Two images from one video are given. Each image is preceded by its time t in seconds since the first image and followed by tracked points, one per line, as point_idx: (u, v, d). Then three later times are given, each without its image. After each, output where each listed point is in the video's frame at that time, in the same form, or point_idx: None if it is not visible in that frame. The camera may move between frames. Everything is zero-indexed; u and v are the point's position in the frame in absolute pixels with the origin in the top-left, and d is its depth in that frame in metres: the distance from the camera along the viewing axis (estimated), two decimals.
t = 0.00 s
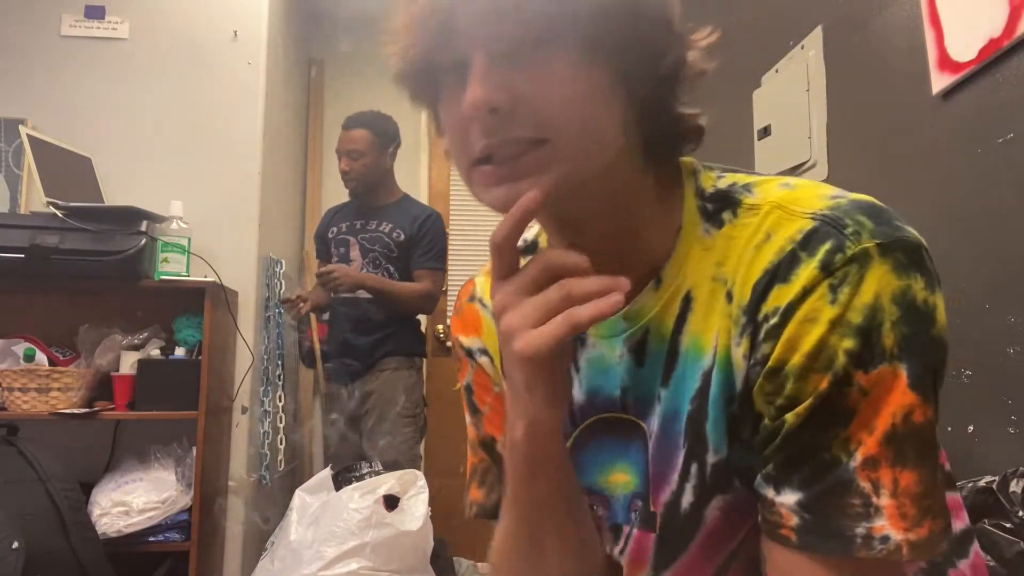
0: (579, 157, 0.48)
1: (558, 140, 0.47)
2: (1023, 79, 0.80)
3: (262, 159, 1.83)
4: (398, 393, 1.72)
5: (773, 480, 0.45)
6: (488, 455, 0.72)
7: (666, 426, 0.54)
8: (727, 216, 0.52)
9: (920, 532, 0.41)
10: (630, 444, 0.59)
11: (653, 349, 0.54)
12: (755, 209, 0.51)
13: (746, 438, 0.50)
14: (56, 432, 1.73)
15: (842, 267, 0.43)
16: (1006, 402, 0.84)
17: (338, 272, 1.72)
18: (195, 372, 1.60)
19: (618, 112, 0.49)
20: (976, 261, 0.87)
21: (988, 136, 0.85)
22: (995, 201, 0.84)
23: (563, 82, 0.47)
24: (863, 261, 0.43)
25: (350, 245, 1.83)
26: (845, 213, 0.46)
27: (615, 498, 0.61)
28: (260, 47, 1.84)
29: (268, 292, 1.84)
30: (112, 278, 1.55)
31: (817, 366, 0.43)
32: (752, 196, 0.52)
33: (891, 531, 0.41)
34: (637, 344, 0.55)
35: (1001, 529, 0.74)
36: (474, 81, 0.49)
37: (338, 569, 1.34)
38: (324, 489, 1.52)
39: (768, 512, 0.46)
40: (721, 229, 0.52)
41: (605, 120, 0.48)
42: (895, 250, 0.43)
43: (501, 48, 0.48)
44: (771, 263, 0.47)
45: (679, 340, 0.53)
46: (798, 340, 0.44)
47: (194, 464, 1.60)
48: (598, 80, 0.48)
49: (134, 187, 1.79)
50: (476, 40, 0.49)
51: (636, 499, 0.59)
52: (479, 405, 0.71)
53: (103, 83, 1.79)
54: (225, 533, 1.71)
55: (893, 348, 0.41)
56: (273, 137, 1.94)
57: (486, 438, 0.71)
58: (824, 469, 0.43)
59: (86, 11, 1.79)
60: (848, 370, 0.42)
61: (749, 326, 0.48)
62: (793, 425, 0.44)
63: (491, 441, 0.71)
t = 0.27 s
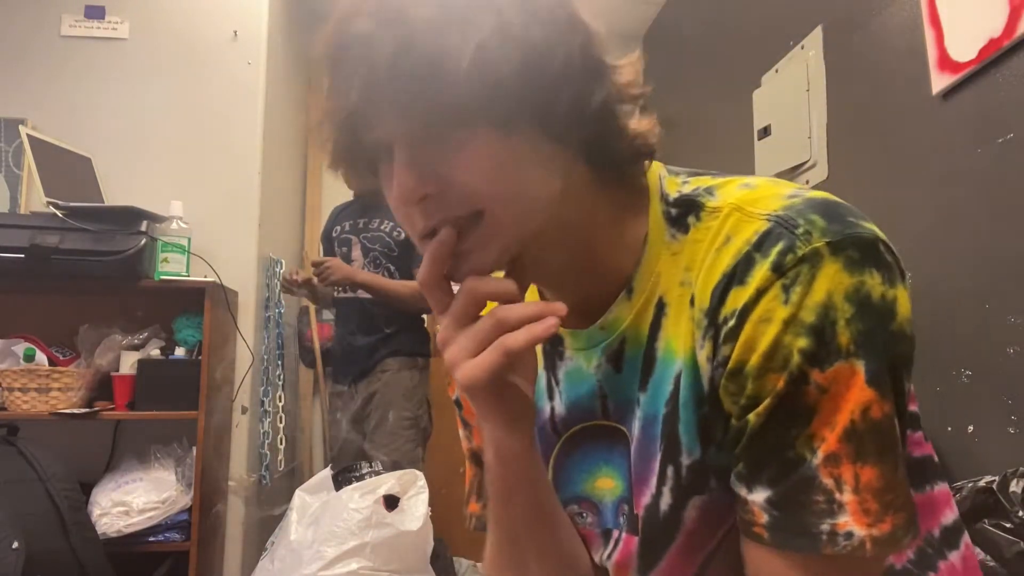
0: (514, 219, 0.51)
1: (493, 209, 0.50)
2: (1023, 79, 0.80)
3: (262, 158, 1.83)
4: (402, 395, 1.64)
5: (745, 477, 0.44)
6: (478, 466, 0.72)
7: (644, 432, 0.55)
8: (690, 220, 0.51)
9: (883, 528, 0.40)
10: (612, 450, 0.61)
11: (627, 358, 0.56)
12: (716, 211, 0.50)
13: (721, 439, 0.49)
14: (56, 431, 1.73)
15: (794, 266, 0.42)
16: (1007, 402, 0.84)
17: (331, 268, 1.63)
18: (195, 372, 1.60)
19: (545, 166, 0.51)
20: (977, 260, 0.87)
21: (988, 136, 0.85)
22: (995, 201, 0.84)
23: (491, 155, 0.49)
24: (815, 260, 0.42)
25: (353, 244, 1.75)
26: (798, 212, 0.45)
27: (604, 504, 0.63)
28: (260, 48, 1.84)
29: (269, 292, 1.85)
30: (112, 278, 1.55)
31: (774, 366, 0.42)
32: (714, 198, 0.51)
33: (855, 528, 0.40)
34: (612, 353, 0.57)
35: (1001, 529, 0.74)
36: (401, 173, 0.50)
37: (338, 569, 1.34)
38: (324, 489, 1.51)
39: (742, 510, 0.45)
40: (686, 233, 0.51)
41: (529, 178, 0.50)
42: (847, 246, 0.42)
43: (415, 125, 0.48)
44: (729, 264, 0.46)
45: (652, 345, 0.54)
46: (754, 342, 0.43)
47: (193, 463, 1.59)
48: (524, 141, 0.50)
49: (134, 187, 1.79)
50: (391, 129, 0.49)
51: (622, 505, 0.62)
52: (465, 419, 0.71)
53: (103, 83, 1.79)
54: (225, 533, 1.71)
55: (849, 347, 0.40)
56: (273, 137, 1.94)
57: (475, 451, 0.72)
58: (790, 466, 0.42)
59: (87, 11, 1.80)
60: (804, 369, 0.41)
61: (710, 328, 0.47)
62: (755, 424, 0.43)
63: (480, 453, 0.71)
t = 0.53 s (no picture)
0: (531, 225, 0.50)
1: (509, 215, 0.49)
2: (1022, 79, 0.80)
3: (262, 158, 1.83)
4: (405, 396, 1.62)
5: (751, 478, 0.44)
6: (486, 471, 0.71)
7: (651, 433, 0.54)
8: (698, 223, 0.51)
9: (891, 529, 0.40)
10: (618, 450, 0.60)
11: (633, 359, 0.54)
12: (724, 214, 0.50)
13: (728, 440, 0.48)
14: (57, 431, 1.73)
15: (804, 269, 0.42)
16: (1007, 402, 0.84)
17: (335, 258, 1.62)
18: (195, 372, 1.60)
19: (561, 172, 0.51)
20: (977, 260, 0.87)
21: (988, 135, 0.85)
22: (995, 200, 0.84)
23: (504, 162, 0.48)
24: (826, 263, 0.41)
25: (359, 242, 1.75)
26: (808, 215, 0.44)
27: (614, 504, 0.62)
28: (260, 48, 1.84)
29: (269, 292, 1.86)
30: (112, 278, 1.55)
31: (784, 368, 0.42)
32: (721, 201, 0.51)
33: (863, 529, 0.40)
34: (618, 355, 0.55)
35: (1001, 530, 0.74)
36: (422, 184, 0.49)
37: (338, 569, 1.34)
38: (324, 489, 1.51)
39: (748, 510, 0.44)
40: (693, 236, 0.51)
41: (547, 182, 0.50)
42: (857, 249, 0.41)
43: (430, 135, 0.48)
44: (739, 268, 0.46)
45: (658, 348, 0.52)
46: (764, 345, 0.42)
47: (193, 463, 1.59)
48: (539, 151, 0.50)
49: (134, 186, 1.79)
50: (406, 137, 0.49)
51: (632, 504, 0.60)
52: (470, 421, 0.70)
53: (102, 83, 1.79)
54: (225, 533, 1.71)
55: (859, 350, 0.40)
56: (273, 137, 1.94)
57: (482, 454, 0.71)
58: (796, 468, 0.42)
59: (87, 11, 1.80)
60: (814, 371, 0.41)
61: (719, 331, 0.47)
62: (763, 426, 0.42)
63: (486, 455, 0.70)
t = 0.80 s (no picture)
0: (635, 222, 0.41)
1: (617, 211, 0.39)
2: (1022, 79, 0.80)
3: (262, 158, 1.84)
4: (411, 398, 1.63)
5: (768, 477, 0.44)
6: (490, 475, 0.62)
7: (669, 434, 0.50)
8: (725, 220, 0.49)
9: (909, 532, 0.40)
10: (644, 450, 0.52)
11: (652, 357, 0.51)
12: (751, 212, 0.48)
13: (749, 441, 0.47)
14: (56, 431, 1.73)
15: (837, 271, 0.41)
16: (1006, 402, 0.84)
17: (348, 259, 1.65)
18: (196, 372, 1.60)
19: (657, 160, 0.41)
20: (976, 260, 0.87)
21: (988, 135, 0.85)
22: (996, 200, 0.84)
23: (626, 148, 0.37)
24: (859, 264, 0.41)
25: (366, 239, 1.72)
26: (841, 216, 0.44)
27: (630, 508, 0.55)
28: (260, 48, 1.84)
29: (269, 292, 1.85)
30: (112, 278, 1.55)
31: (811, 368, 0.41)
32: (749, 199, 0.50)
33: (881, 531, 0.40)
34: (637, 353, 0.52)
35: (1001, 529, 0.74)
36: (523, 173, 0.36)
37: (339, 569, 1.34)
38: (324, 489, 1.51)
39: (763, 509, 0.45)
40: (718, 232, 0.49)
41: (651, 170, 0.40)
42: (888, 253, 0.41)
43: (549, 112, 0.34)
44: (767, 266, 0.45)
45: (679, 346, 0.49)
46: (792, 344, 0.42)
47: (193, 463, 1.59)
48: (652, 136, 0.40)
49: (133, 186, 1.79)
50: (518, 123, 0.34)
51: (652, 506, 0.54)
52: (476, 418, 0.63)
53: (102, 83, 1.79)
54: (225, 533, 1.71)
55: (887, 353, 0.40)
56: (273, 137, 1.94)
57: (486, 456, 0.62)
58: (816, 470, 0.42)
59: (87, 11, 1.79)
60: (842, 372, 0.41)
61: (745, 330, 0.46)
62: (786, 426, 0.43)
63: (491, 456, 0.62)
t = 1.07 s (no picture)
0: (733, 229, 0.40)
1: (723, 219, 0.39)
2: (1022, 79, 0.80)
3: (262, 158, 1.84)
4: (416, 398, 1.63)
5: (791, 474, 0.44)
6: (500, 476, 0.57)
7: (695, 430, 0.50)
8: (768, 221, 0.48)
9: (929, 536, 0.40)
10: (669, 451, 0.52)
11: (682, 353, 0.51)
12: (798, 216, 0.48)
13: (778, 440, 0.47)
14: (56, 431, 1.73)
15: (889, 278, 0.41)
16: (1006, 402, 0.84)
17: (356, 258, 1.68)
18: (196, 372, 1.60)
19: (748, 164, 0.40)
20: (977, 260, 0.87)
21: (988, 136, 0.85)
22: (996, 200, 0.84)
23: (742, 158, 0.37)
24: (911, 273, 0.41)
25: (369, 236, 1.74)
26: (894, 225, 0.43)
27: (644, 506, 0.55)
28: (260, 48, 1.84)
29: (269, 291, 1.86)
30: (112, 278, 1.55)
31: (855, 372, 0.41)
32: (794, 204, 0.49)
33: (902, 532, 0.40)
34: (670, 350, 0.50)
35: (1001, 529, 0.74)
36: (656, 182, 0.35)
37: (338, 569, 1.34)
38: (325, 489, 1.51)
39: (782, 505, 0.45)
40: (762, 233, 0.48)
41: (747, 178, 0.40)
42: (938, 264, 0.41)
43: (679, 127, 0.33)
44: (815, 269, 0.44)
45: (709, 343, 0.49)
46: (837, 347, 0.42)
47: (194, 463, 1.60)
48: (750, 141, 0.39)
49: (134, 186, 1.79)
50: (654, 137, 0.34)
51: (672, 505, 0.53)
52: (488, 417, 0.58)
53: (103, 84, 1.79)
54: (225, 532, 1.71)
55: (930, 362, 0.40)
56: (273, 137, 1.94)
57: (496, 457, 0.57)
58: (841, 469, 0.42)
59: (87, 11, 1.79)
60: (885, 378, 0.40)
61: (787, 331, 0.45)
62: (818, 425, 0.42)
63: (503, 458, 0.57)
